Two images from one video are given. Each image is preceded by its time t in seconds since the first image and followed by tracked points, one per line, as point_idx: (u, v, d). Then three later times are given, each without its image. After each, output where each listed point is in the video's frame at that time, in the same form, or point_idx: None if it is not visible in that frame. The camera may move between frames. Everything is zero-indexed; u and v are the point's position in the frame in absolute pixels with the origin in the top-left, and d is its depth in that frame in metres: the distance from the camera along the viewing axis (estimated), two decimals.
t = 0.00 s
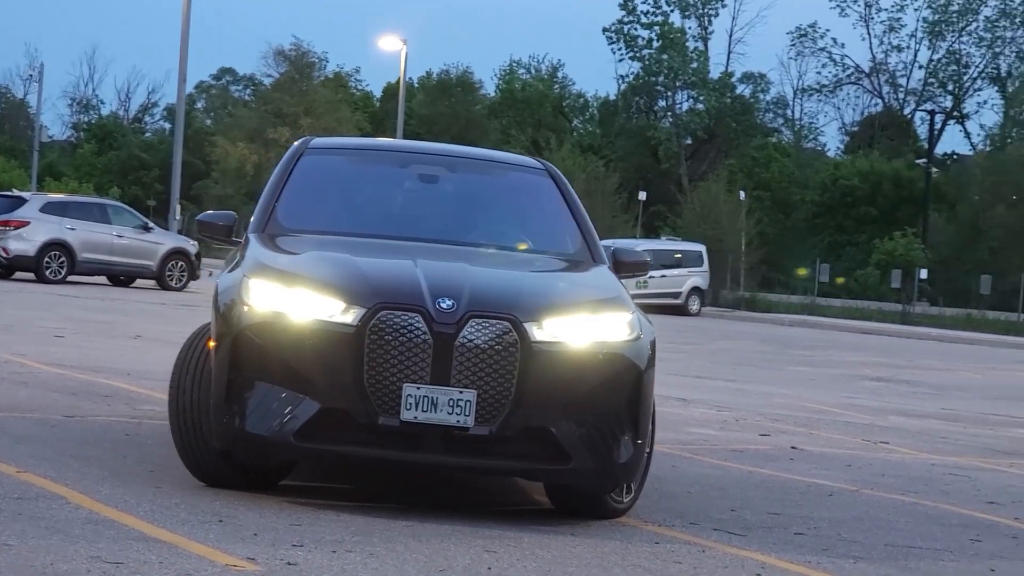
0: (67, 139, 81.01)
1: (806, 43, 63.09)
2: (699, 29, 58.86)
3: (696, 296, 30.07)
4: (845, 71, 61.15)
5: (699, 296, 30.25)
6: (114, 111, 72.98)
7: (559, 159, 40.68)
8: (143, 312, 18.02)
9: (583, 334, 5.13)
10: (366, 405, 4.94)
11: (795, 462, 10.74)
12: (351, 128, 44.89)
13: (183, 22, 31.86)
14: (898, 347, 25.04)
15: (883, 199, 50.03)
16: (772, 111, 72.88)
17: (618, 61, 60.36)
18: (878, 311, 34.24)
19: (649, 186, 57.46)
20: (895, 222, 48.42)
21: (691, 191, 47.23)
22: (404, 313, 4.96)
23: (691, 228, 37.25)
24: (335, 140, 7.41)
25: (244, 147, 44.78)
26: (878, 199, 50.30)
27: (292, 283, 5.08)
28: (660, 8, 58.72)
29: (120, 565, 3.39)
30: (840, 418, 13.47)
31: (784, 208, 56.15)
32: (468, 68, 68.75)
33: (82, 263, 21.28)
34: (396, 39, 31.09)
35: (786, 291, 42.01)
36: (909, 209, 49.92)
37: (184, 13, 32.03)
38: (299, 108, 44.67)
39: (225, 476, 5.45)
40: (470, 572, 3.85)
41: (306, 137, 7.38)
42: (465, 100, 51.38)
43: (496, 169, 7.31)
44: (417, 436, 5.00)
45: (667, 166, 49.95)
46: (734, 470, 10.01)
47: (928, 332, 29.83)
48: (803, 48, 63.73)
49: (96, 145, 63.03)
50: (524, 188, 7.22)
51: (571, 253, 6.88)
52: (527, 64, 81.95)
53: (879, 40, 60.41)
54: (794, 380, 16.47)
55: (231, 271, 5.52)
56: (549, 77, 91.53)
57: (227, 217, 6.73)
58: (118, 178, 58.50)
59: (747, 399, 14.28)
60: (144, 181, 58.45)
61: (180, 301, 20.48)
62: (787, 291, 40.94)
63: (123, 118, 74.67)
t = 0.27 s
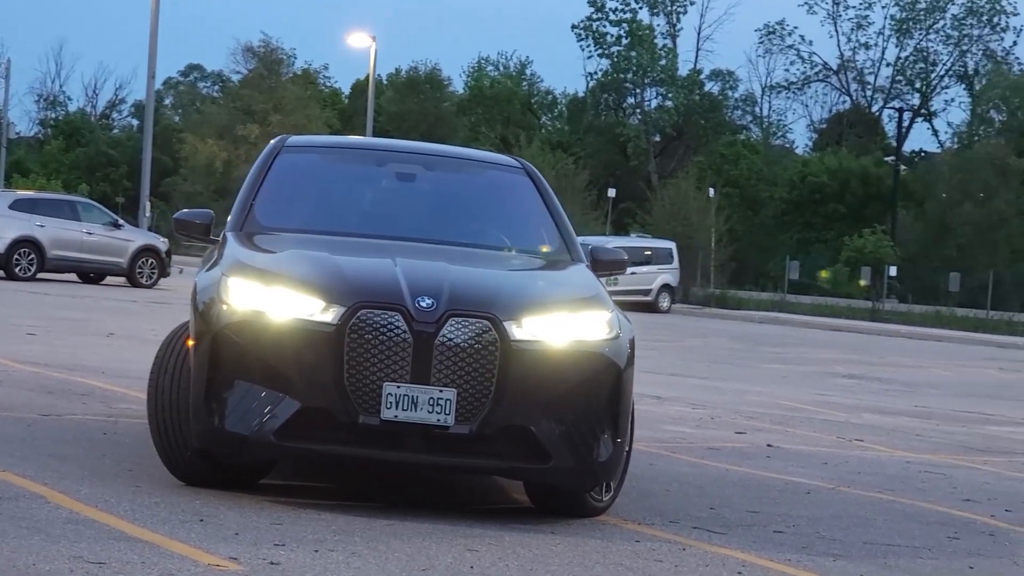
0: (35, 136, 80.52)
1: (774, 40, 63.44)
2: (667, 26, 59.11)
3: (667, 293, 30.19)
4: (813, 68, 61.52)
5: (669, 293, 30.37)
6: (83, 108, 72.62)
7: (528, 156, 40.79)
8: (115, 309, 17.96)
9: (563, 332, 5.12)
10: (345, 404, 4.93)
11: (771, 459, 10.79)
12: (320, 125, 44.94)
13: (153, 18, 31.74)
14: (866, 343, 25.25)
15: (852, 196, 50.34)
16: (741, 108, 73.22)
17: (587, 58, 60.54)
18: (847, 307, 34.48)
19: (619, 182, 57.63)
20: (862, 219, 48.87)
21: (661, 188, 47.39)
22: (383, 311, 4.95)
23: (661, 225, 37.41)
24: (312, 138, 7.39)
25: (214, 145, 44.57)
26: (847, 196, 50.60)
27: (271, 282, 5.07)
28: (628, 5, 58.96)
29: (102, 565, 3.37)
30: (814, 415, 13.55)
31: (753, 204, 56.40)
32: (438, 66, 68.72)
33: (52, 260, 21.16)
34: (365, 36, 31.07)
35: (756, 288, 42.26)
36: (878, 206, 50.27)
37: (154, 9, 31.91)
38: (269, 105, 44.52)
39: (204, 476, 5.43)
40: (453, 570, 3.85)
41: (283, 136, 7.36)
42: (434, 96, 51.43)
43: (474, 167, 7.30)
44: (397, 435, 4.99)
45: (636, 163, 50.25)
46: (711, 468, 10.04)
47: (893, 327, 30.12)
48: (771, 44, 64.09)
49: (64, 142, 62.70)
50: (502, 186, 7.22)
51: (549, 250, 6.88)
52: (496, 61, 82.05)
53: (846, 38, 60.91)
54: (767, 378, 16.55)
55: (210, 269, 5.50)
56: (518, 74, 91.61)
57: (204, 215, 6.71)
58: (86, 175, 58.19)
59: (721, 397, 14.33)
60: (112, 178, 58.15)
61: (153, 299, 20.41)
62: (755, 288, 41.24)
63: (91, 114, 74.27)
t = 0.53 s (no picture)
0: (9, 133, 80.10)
1: (750, 37, 63.68)
2: (644, 22, 59.26)
3: (644, 290, 30.23)
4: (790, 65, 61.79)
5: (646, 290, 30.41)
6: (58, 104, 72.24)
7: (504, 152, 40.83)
8: (95, 306, 17.88)
9: (552, 332, 5.11)
10: (336, 403, 4.92)
11: (757, 457, 10.80)
12: (295, 122, 44.83)
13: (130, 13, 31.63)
14: (843, 340, 25.34)
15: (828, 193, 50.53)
16: (717, 105, 73.41)
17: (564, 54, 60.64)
18: (825, 304, 34.62)
19: (595, 179, 57.73)
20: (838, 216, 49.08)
21: (638, 184, 47.43)
22: (373, 310, 4.93)
23: (638, 222, 37.45)
24: (299, 137, 7.37)
25: (191, 140, 44.38)
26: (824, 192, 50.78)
27: (260, 281, 5.05)
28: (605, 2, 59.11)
29: (96, 564, 3.36)
30: (796, 412, 13.57)
31: (730, 201, 56.51)
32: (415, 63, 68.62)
33: (29, 257, 21.05)
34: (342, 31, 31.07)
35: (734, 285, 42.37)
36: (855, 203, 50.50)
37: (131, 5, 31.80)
38: (245, 101, 44.30)
39: (192, 475, 5.41)
40: (447, 570, 3.84)
41: (270, 134, 7.34)
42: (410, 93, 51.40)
43: (462, 165, 7.28)
44: (387, 434, 4.98)
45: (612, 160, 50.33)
46: (697, 467, 10.05)
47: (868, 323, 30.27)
48: (747, 41, 64.32)
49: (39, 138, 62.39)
50: (489, 185, 7.21)
51: (537, 248, 6.87)
52: (472, 58, 82.05)
53: (823, 35, 61.17)
54: (749, 375, 16.58)
55: (199, 267, 5.48)
56: (495, 71, 91.65)
57: (192, 213, 6.68)
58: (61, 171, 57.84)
59: (704, 394, 14.35)
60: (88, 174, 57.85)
61: (132, 296, 20.34)
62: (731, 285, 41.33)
63: (67, 110, 73.93)
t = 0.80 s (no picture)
0: None
1: (733, 34, 63.88)
2: (627, 19, 59.42)
3: (628, 286, 30.31)
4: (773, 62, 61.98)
5: (630, 286, 30.48)
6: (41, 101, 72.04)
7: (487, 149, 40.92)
8: (81, 304, 17.83)
9: (551, 329, 5.09)
10: (334, 401, 4.90)
11: (750, 455, 10.80)
12: (279, 119, 44.85)
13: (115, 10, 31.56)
14: (827, 336, 25.42)
15: (812, 189, 50.73)
16: (700, 101, 73.57)
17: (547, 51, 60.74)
18: (809, 300, 34.77)
19: (578, 176, 57.85)
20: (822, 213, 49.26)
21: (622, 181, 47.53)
22: (372, 307, 4.92)
23: (622, 219, 37.56)
24: (295, 134, 7.35)
25: (174, 137, 44.27)
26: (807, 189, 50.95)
27: (259, 279, 5.03)
28: None
29: (97, 563, 3.33)
30: (786, 409, 13.57)
31: (714, 197, 56.68)
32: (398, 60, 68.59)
33: (13, 254, 20.95)
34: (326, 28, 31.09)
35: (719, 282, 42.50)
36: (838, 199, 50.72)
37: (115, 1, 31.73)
38: (229, 98, 44.16)
39: (189, 474, 5.38)
40: (449, 568, 3.83)
41: (265, 131, 7.31)
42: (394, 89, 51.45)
43: (457, 163, 7.27)
44: (386, 432, 4.96)
45: (596, 157, 50.43)
46: (691, 464, 10.05)
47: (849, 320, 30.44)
48: (730, 38, 64.52)
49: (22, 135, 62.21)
50: (485, 182, 7.19)
51: (533, 245, 6.85)
52: (456, 54, 82.09)
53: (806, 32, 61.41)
54: (737, 372, 16.59)
55: (197, 264, 5.46)
56: (478, 67, 91.69)
57: (187, 211, 6.66)
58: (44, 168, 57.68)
59: (693, 391, 14.36)
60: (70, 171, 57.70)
61: (119, 293, 20.28)
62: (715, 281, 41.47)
63: (49, 107, 73.76)
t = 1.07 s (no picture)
0: None
1: (719, 29, 63.95)
2: (613, 15, 59.49)
3: (616, 282, 30.34)
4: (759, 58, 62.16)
5: (618, 282, 30.52)
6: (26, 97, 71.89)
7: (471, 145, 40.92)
8: (71, 300, 17.79)
9: (554, 326, 5.08)
10: (337, 398, 4.89)
11: (747, 451, 10.80)
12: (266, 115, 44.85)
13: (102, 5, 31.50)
14: (815, 332, 25.46)
15: (799, 185, 50.78)
16: (687, 97, 73.67)
17: (534, 47, 60.75)
18: (797, 296, 34.81)
19: (566, 172, 57.86)
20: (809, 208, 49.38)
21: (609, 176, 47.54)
22: (375, 304, 4.90)
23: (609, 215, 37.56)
24: (295, 129, 7.33)
25: (162, 134, 44.19)
26: (794, 185, 50.99)
27: (261, 276, 5.02)
28: None
29: (103, 560, 3.31)
30: (780, 405, 13.58)
31: (700, 193, 56.78)
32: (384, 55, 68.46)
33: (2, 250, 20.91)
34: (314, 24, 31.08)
35: (707, 278, 42.53)
36: (825, 195, 50.81)
37: None
38: (217, 95, 44.08)
39: (191, 471, 5.37)
40: (454, 567, 3.81)
41: (265, 127, 7.30)
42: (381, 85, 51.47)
43: (458, 158, 7.26)
44: (389, 428, 4.95)
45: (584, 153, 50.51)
46: (689, 461, 10.05)
47: (833, 315, 30.57)
48: (717, 33, 64.58)
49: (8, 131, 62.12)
50: (486, 178, 7.18)
51: (534, 241, 6.84)
52: (443, 50, 82.14)
53: (793, 27, 61.58)
54: (729, 368, 16.59)
55: (199, 260, 5.44)
56: (465, 62, 91.68)
57: (188, 207, 6.64)
58: (31, 165, 57.58)
59: (687, 387, 14.35)
60: (58, 166, 57.62)
61: (108, 289, 20.24)
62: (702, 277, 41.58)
63: (35, 103, 73.59)
